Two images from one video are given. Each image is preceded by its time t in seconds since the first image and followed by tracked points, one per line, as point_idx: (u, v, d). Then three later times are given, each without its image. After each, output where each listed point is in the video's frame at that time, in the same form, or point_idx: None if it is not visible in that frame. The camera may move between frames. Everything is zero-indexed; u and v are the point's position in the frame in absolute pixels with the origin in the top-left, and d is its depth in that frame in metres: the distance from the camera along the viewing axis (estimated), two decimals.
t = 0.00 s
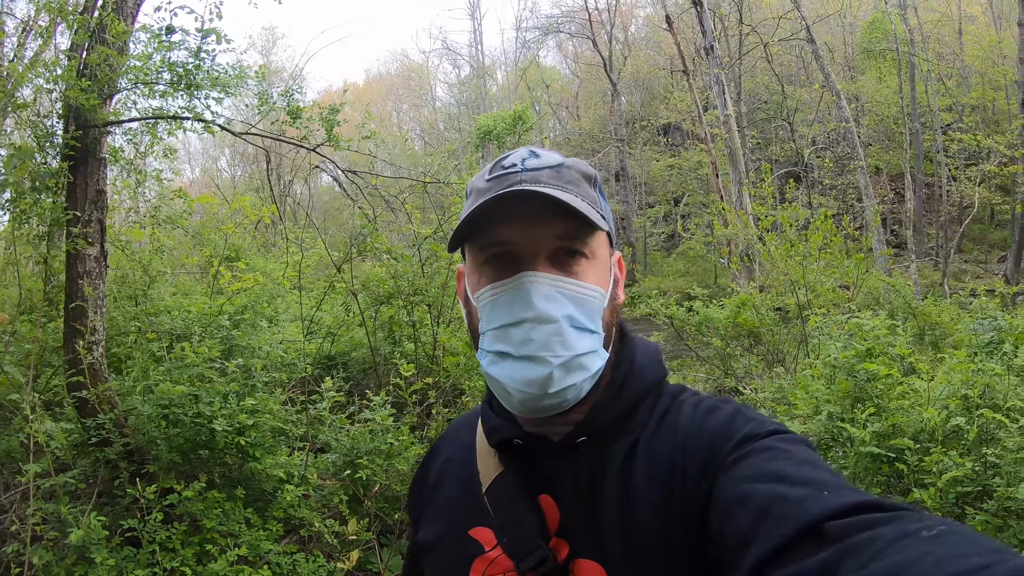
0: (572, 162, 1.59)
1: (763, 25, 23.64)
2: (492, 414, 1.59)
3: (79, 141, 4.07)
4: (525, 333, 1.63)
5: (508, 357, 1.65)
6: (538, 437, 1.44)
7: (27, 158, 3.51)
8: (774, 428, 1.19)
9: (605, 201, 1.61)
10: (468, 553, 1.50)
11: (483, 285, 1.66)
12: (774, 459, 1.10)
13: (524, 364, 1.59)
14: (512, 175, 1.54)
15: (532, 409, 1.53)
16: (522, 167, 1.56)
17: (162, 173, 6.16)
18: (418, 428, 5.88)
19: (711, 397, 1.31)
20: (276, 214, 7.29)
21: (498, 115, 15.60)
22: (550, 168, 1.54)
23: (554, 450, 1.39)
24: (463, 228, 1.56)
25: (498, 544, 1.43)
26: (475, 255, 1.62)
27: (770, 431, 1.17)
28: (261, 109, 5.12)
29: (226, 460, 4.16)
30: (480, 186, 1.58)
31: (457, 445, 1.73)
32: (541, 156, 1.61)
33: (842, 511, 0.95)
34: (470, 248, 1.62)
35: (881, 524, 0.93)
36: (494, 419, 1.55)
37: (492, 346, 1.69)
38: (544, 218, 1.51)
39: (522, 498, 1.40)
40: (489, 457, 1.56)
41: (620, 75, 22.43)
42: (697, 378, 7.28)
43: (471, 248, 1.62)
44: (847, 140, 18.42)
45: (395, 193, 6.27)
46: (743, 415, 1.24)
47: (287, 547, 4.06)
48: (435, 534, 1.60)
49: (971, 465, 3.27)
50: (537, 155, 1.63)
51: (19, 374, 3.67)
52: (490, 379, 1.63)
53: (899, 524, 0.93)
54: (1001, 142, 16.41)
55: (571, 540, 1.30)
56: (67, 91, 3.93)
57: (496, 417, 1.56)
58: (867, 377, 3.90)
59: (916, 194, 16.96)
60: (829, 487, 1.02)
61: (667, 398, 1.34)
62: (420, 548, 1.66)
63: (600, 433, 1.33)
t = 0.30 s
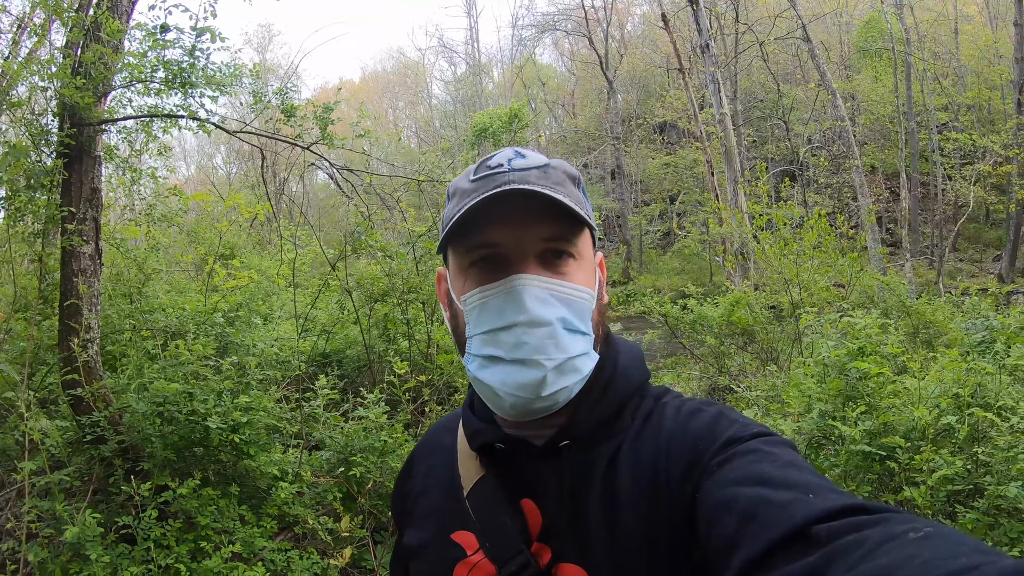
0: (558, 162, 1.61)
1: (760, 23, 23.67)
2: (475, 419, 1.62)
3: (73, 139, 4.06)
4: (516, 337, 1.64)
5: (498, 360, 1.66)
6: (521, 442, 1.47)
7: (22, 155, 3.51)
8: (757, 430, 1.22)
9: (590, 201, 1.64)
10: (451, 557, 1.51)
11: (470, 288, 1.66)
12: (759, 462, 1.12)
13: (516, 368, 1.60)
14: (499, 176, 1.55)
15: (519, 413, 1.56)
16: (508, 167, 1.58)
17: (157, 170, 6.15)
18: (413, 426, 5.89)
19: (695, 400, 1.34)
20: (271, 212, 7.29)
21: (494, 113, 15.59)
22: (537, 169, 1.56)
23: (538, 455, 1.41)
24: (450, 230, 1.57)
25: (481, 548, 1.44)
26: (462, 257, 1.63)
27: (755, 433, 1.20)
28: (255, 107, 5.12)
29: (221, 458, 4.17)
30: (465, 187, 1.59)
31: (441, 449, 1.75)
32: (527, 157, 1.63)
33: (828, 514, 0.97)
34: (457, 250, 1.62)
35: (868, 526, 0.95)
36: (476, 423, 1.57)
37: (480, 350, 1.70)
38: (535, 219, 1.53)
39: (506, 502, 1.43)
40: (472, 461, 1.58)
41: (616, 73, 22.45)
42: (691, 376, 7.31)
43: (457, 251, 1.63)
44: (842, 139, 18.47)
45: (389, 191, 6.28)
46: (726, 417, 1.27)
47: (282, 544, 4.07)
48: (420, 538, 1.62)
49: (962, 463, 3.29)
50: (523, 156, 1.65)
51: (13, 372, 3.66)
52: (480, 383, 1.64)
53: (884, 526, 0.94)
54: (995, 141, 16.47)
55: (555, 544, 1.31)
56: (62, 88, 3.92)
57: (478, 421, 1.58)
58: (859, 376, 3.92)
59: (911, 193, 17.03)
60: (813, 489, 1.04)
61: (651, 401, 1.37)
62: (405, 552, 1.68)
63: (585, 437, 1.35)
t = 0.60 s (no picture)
0: (553, 162, 1.62)
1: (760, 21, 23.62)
2: (467, 418, 1.63)
3: (72, 138, 4.06)
4: (509, 335, 1.64)
5: (490, 359, 1.66)
6: (511, 442, 1.48)
7: (22, 154, 3.52)
8: (749, 432, 1.23)
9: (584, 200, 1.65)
10: (441, 558, 1.51)
11: (463, 287, 1.67)
12: (751, 464, 1.13)
13: (509, 366, 1.61)
14: (494, 175, 1.55)
15: (512, 413, 1.58)
16: (503, 167, 1.58)
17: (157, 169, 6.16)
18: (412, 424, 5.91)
19: (687, 402, 1.36)
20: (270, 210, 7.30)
21: (494, 111, 15.58)
22: (532, 168, 1.57)
23: (530, 455, 1.42)
24: (444, 228, 1.58)
25: (471, 547, 1.45)
26: (455, 256, 1.63)
27: (746, 435, 1.21)
28: (255, 106, 5.13)
29: (221, 456, 4.18)
30: (460, 186, 1.60)
31: (431, 449, 1.76)
32: (522, 157, 1.63)
33: (819, 515, 0.97)
34: (450, 249, 1.63)
35: (859, 528, 0.96)
36: (467, 423, 1.58)
37: (473, 348, 1.70)
38: (529, 219, 1.54)
39: (497, 503, 1.44)
40: (464, 461, 1.59)
41: (616, 71, 22.43)
42: (690, 374, 7.33)
43: (450, 249, 1.63)
44: (842, 137, 18.46)
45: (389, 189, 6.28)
46: (718, 419, 1.28)
47: (281, 542, 4.08)
48: (409, 537, 1.62)
49: (960, 462, 3.31)
50: (518, 156, 1.65)
51: (14, 371, 3.67)
52: (472, 382, 1.65)
53: (876, 528, 0.95)
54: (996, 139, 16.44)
55: (546, 545, 1.32)
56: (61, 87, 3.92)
57: (469, 420, 1.59)
58: (857, 374, 3.92)
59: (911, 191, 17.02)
60: (805, 491, 1.05)
61: (643, 402, 1.39)
62: (395, 551, 1.68)
63: (577, 437, 1.36)
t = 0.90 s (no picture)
0: (544, 160, 1.63)
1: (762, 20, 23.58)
2: (466, 416, 1.64)
3: (76, 136, 4.08)
4: (508, 329, 1.65)
5: (490, 353, 1.67)
6: (510, 438, 1.48)
7: (26, 152, 3.53)
8: (747, 424, 1.24)
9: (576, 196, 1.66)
10: (444, 556, 1.53)
11: (460, 286, 1.67)
12: (750, 455, 1.14)
13: (510, 359, 1.61)
14: (487, 175, 1.56)
15: (511, 409, 1.59)
16: (495, 166, 1.59)
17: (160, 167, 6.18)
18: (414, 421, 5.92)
19: (685, 395, 1.36)
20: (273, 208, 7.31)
21: (496, 110, 15.58)
22: (523, 166, 1.57)
23: (529, 451, 1.43)
24: (439, 228, 1.58)
25: (473, 545, 1.46)
26: (452, 256, 1.63)
27: (745, 427, 1.22)
28: (258, 104, 5.14)
29: (224, 454, 4.19)
30: (453, 186, 1.60)
31: (431, 447, 1.77)
32: (513, 155, 1.64)
33: (818, 506, 0.98)
34: (445, 250, 1.63)
35: (860, 518, 0.96)
36: (466, 421, 1.59)
37: (471, 344, 1.71)
38: (524, 216, 1.55)
39: (498, 500, 1.45)
40: (464, 459, 1.60)
41: (618, 70, 22.42)
42: (692, 373, 7.33)
43: (446, 250, 1.63)
44: (844, 135, 18.41)
45: (391, 188, 6.30)
46: (717, 411, 1.29)
47: (284, 538, 4.10)
48: (412, 536, 1.63)
49: (961, 459, 3.31)
50: (510, 154, 1.65)
51: (18, 368, 3.68)
52: (473, 377, 1.65)
53: (875, 518, 0.96)
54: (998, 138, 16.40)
55: (547, 541, 1.33)
56: (65, 85, 3.93)
57: (467, 418, 1.60)
58: (859, 371, 3.92)
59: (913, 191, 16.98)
60: (803, 482, 1.05)
61: (641, 396, 1.39)
62: (399, 551, 1.69)
63: (575, 432, 1.37)
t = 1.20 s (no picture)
0: (545, 162, 1.62)
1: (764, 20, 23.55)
2: (466, 416, 1.63)
3: (78, 135, 4.07)
4: (507, 333, 1.64)
5: (489, 359, 1.65)
6: (511, 438, 1.48)
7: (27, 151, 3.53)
8: (747, 423, 1.23)
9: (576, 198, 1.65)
10: (446, 556, 1.52)
11: (459, 288, 1.66)
12: (750, 455, 1.13)
13: (509, 364, 1.60)
14: (487, 176, 1.56)
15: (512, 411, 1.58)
16: (496, 167, 1.58)
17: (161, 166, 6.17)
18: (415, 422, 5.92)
19: (685, 394, 1.36)
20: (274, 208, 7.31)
21: (498, 110, 15.58)
22: (524, 168, 1.57)
23: (529, 451, 1.42)
24: (439, 229, 1.57)
25: (475, 545, 1.46)
26: (451, 258, 1.63)
27: (745, 426, 1.21)
28: (260, 103, 5.13)
29: (225, 453, 4.19)
30: (453, 187, 1.59)
31: (433, 448, 1.77)
32: (514, 157, 1.64)
33: (819, 504, 0.97)
34: (445, 251, 1.62)
35: (861, 516, 0.95)
36: (467, 422, 1.59)
37: (470, 348, 1.70)
38: (524, 219, 1.55)
39: (498, 500, 1.44)
40: (465, 459, 1.59)
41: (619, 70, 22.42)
42: (694, 373, 7.32)
43: (446, 251, 1.62)
44: (846, 136, 18.38)
45: (393, 188, 6.29)
46: (717, 411, 1.28)
47: (286, 538, 4.09)
48: (413, 536, 1.63)
49: (964, 461, 3.30)
50: (511, 156, 1.65)
51: (19, 367, 3.68)
52: (472, 382, 1.64)
53: (876, 516, 0.95)
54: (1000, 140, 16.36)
55: (548, 541, 1.32)
56: (67, 84, 3.92)
57: (468, 419, 1.59)
58: (861, 372, 3.90)
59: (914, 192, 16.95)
60: (804, 480, 1.05)
61: (641, 395, 1.39)
62: (400, 551, 1.69)
63: (575, 432, 1.36)
